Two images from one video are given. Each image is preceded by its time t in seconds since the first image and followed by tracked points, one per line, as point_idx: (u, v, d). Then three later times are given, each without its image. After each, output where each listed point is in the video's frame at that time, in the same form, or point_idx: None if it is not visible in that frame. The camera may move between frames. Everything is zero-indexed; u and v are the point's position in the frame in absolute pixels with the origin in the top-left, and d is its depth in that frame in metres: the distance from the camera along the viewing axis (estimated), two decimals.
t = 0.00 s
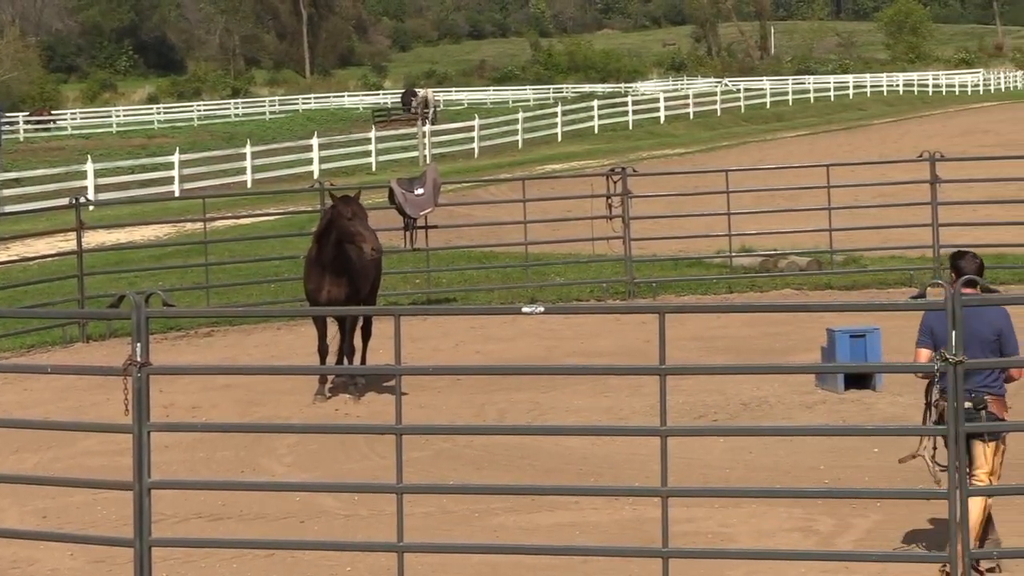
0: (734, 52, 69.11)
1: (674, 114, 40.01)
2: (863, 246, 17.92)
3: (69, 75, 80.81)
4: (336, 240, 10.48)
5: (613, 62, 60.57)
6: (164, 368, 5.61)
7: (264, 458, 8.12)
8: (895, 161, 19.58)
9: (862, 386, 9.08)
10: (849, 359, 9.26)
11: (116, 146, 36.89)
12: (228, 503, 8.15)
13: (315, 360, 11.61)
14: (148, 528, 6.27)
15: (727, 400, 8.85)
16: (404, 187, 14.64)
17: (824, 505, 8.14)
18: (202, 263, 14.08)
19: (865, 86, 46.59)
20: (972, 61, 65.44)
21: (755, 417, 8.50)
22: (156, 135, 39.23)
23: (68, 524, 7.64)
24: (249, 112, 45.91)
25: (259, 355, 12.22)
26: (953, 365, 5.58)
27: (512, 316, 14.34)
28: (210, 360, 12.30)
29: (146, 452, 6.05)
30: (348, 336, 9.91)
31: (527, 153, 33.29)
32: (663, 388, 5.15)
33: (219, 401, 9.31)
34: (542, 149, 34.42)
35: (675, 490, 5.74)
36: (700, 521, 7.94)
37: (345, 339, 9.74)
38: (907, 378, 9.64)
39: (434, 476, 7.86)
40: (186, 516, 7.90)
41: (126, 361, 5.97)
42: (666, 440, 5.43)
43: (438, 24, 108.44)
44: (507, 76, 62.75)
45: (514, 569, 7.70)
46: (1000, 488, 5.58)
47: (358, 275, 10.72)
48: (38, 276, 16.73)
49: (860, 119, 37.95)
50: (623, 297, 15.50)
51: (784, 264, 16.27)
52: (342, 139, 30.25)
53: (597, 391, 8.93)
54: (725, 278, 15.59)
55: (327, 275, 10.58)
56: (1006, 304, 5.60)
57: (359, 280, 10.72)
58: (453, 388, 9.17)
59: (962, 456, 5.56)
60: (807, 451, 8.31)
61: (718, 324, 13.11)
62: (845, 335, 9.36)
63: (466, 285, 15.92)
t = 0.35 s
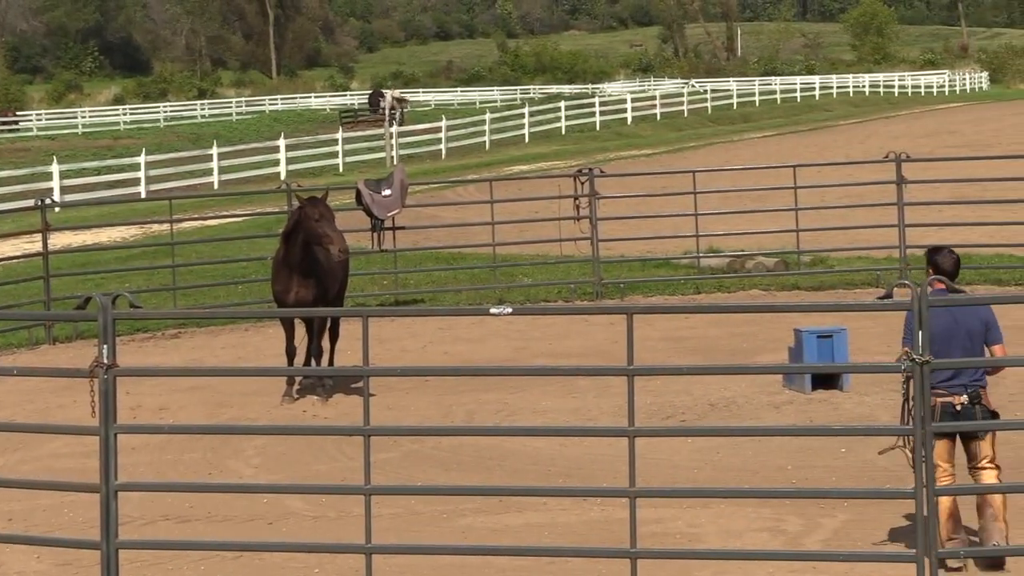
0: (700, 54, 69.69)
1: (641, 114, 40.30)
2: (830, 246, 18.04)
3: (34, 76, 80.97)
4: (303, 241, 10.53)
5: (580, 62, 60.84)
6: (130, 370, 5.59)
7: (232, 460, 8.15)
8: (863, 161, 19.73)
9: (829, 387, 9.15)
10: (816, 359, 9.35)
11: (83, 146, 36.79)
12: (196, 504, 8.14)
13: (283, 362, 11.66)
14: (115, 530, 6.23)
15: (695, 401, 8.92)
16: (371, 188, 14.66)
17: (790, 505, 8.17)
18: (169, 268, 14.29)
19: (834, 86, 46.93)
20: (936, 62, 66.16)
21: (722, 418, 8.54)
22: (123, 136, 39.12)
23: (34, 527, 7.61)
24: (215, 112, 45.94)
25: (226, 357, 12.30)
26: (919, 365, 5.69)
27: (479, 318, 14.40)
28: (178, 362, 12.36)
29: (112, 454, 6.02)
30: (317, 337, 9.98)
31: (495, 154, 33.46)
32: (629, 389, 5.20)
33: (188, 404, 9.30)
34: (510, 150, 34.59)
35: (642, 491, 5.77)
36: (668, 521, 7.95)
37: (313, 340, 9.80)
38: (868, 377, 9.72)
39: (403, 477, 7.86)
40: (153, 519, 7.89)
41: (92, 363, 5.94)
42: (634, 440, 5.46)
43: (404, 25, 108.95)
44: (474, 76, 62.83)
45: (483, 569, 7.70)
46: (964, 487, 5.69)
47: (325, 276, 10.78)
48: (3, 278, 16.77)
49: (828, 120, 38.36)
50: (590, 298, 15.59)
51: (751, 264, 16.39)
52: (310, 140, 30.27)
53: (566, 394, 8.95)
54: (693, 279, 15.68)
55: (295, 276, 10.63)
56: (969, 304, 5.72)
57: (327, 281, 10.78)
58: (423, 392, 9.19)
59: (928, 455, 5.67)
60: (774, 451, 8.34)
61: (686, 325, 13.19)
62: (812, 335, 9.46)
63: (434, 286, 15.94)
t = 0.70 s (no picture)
0: (678, 55, 70.12)
1: (620, 115, 40.43)
2: (809, 247, 18.10)
3: (12, 77, 79.20)
4: (282, 242, 10.61)
5: (558, 63, 61.08)
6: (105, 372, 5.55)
7: (211, 462, 8.17)
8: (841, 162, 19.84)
9: (807, 387, 9.22)
10: (794, 359, 9.43)
11: (60, 147, 36.64)
12: (175, 507, 8.12)
13: (261, 363, 11.72)
14: (94, 532, 6.19)
15: (674, 403, 8.99)
16: (350, 189, 14.65)
17: (768, 505, 8.19)
18: (148, 269, 14.35)
19: (814, 86, 47.23)
20: (912, 63, 66.77)
21: (700, 419, 8.58)
22: (100, 138, 38.93)
23: (12, 530, 7.58)
24: (194, 113, 45.83)
25: (203, 358, 12.37)
26: (898, 365, 5.75)
27: (458, 319, 14.44)
28: (155, 363, 12.39)
29: (90, 457, 5.98)
30: (294, 338, 10.11)
31: (473, 155, 33.51)
32: (609, 389, 5.23)
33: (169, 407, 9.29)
34: (489, 150, 34.65)
35: (624, 490, 5.79)
36: (647, 522, 7.96)
37: (291, 341, 9.99)
38: (841, 378, 9.79)
39: (382, 478, 7.87)
40: (131, 521, 7.87)
41: (69, 366, 5.90)
42: (614, 441, 5.48)
43: (382, 27, 109.48)
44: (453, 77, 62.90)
45: (464, 570, 7.69)
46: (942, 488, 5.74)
47: (303, 278, 10.83)
48: None
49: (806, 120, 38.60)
50: (569, 298, 15.65)
51: (730, 265, 16.45)
52: (290, 141, 30.31)
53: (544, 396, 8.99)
54: (671, 280, 15.75)
55: (274, 277, 10.67)
56: (947, 303, 5.77)
57: (305, 283, 10.83)
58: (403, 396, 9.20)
59: (908, 455, 5.71)
60: (753, 452, 8.36)
61: (665, 325, 13.25)
62: (791, 335, 9.53)
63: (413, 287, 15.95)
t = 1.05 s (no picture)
0: (665, 55, 70.43)
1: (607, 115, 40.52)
2: (796, 247, 18.14)
3: None
4: (269, 241, 10.61)
5: (544, 63, 61.28)
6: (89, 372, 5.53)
7: (198, 463, 8.20)
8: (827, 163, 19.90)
9: (795, 387, 9.24)
10: (781, 359, 9.44)
11: (46, 148, 36.57)
12: (162, 507, 8.13)
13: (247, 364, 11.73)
14: (81, 532, 6.17)
15: (660, 403, 9.06)
16: (336, 189, 14.65)
17: (756, 504, 8.20)
18: (135, 269, 14.39)
19: (800, 86, 47.41)
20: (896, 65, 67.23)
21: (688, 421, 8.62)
22: (87, 138, 38.86)
23: None
24: (180, 114, 45.75)
25: (190, 359, 12.37)
26: (884, 364, 5.72)
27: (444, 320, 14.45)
28: (142, 364, 12.39)
29: (76, 458, 5.96)
30: (281, 338, 10.14)
31: (461, 155, 33.55)
32: (597, 389, 5.23)
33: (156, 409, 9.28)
34: (477, 151, 34.71)
35: (611, 491, 5.77)
36: (635, 522, 7.96)
37: (278, 341, 10.07)
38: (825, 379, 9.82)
39: (369, 479, 7.90)
40: (118, 521, 7.85)
41: (56, 366, 5.87)
42: (600, 440, 5.48)
43: (369, 27, 109.98)
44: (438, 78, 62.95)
45: (451, 570, 7.68)
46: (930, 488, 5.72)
47: (290, 278, 10.82)
48: None
49: (792, 120, 38.76)
50: (556, 298, 15.68)
51: (717, 265, 16.49)
52: (276, 141, 30.35)
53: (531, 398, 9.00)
54: (658, 280, 15.78)
55: (260, 277, 10.65)
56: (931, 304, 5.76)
57: (291, 283, 10.85)
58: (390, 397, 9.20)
59: (896, 455, 5.69)
60: (741, 452, 8.37)
61: (652, 325, 13.28)
62: (778, 335, 9.55)
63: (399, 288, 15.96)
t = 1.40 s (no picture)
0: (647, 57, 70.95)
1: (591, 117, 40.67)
2: (777, 248, 18.21)
3: None
4: (251, 242, 10.64)
5: (527, 64, 61.48)
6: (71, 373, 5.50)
7: (180, 464, 8.23)
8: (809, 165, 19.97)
9: (778, 388, 9.24)
10: (765, 359, 9.46)
11: (30, 150, 36.46)
12: (145, 509, 8.13)
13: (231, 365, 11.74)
14: (62, 534, 6.15)
15: (642, 404, 9.12)
16: (319, 190, 14.69)
17: (738, 504, 8.21)
18: (118, 270, 14.40)
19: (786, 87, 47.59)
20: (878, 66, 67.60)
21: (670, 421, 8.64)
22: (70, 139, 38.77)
23: None
24: (163, 115, 45.66)
25: (173, 360, 12.37)
26: (867, 365, 5.73)
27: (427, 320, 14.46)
28: (124, 366, 12.39)
29: (58, 458, 5.95)
30: (264, 339, 10.17)
31: (444, 156, 33.66)
32: (578, 389, 5.23)
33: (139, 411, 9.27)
34: (460, 151, 34.81)
35: (593, 492, 5.76)
36: (618, 522, 7.97)
37: (262, 342, 10.08)
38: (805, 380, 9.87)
39: (352, 480, 7.90)
40: (101, 523, 7.85)
41: (38, 367, 5.84)
42: (584, 441, 5.45)
43: (353, 28, 110.84)
44: (422, 79, 62.96)
45: (435, 569, 7.67)
46: (913, 488, 5.73)
47: (273, 279, 10.85)
48: None
49: (774, 121, 38.97)
50: (539, 299, 15.72)
51: (699, 265, 16.56)
52: (259, 143, 30.35)
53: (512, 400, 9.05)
54: (641, 280, 15.82)
55: (242, 278, 10.71)
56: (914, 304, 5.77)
57: (274, 284, 10.88)
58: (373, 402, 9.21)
59: (878, 455, 5.70)
60: (724, 452, 8.39)
61: (634, 326, 13.32)
62: (761, 335, 9.58)
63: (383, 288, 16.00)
